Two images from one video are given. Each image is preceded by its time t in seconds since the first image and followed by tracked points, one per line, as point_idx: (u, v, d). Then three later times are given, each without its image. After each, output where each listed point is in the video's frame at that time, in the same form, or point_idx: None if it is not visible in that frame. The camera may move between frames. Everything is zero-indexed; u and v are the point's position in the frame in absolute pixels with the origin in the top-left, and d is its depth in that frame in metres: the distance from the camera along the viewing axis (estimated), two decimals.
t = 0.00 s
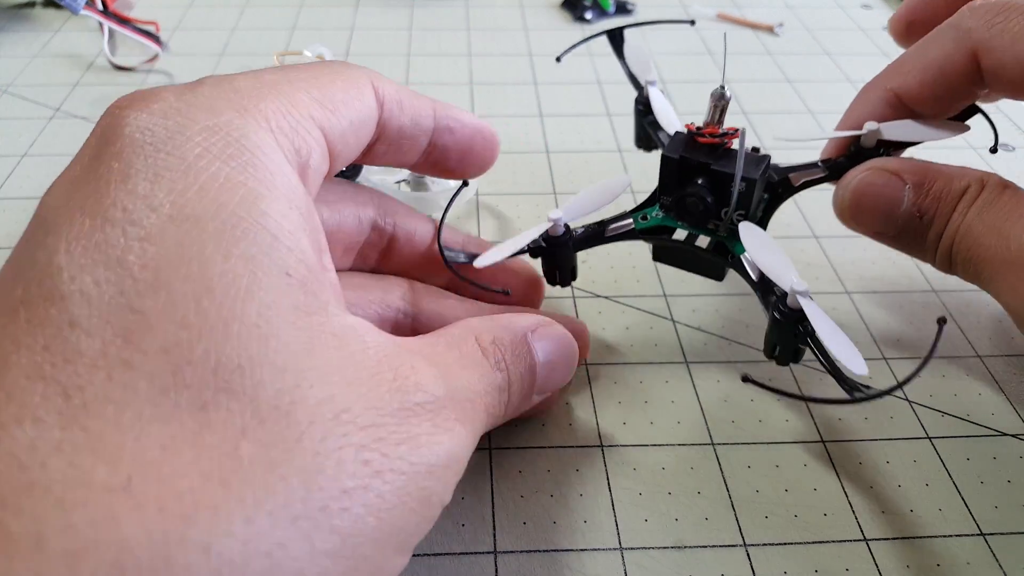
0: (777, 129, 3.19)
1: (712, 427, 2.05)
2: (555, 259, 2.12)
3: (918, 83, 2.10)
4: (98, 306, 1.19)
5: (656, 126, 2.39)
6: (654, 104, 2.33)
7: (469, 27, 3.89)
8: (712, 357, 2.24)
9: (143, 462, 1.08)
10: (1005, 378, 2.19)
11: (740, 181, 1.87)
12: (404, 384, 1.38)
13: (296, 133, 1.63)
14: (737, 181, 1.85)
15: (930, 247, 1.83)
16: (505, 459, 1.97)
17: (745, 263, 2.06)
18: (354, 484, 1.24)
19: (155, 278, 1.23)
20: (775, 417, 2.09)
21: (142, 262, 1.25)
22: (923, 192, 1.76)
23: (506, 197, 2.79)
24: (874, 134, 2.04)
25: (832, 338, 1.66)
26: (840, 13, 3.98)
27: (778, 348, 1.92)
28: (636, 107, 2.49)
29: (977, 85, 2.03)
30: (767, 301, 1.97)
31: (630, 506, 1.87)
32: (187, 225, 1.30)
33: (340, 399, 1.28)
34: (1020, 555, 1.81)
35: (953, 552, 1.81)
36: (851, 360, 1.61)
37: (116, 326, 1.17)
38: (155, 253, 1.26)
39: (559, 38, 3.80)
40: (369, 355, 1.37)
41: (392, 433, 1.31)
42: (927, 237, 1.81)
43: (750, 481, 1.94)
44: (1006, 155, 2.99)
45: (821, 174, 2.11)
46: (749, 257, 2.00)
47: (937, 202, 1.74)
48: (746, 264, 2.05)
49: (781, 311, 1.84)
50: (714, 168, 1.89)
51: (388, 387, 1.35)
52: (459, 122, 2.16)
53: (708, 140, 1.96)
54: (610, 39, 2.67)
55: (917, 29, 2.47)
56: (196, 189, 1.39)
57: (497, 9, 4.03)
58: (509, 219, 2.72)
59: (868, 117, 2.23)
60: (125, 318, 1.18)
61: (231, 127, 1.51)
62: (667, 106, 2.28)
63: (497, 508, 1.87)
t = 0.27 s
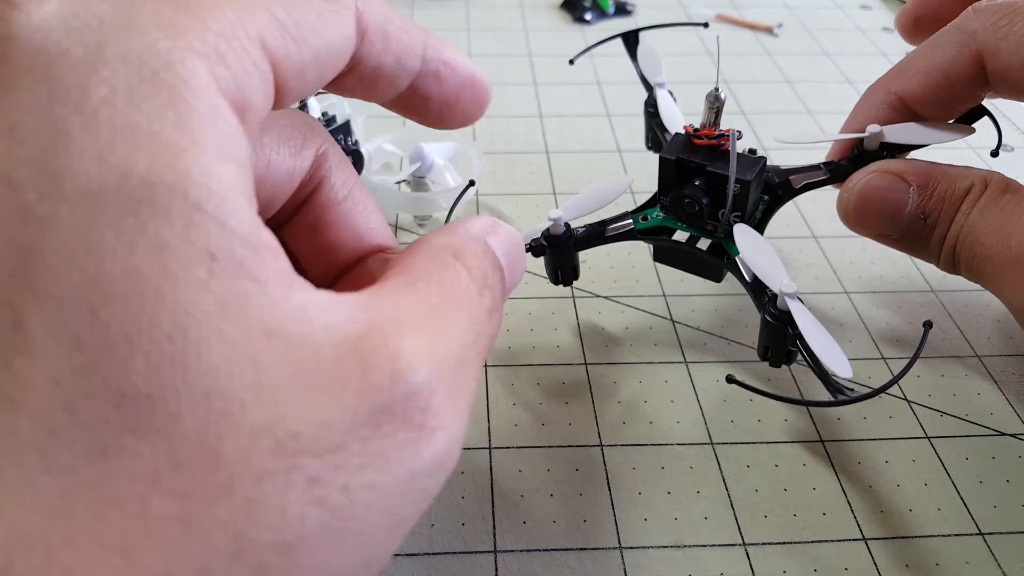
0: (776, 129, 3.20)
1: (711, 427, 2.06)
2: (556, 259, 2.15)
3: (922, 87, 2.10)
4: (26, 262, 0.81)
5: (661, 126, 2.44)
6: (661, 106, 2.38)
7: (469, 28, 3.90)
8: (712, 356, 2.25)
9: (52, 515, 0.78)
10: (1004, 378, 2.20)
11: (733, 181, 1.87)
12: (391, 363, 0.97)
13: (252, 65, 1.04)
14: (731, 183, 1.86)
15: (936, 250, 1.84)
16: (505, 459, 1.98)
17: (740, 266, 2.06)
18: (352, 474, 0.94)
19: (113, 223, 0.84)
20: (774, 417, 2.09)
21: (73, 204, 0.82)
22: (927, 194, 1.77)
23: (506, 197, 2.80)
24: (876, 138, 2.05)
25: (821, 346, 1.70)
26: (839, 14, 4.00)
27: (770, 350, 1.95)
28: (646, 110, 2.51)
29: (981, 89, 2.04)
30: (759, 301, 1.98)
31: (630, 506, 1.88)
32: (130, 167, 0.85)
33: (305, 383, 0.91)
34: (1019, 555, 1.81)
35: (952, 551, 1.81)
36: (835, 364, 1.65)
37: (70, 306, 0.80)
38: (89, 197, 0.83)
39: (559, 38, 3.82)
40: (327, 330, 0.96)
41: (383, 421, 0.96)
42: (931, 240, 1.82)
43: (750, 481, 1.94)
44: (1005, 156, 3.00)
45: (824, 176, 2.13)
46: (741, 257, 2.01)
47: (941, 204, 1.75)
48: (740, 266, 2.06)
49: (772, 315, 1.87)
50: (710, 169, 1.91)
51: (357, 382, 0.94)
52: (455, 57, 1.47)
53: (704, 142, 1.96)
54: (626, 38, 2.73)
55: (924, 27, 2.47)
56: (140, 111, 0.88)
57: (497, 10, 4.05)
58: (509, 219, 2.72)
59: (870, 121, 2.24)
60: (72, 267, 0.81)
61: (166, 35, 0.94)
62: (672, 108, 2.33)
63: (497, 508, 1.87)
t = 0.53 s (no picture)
0: (777, 129, 3.19)
1: (711, 427, 2.06)
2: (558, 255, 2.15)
3: (925, 90, 2.09)
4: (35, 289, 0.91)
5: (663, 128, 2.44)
6: (665, 107, 2.36)
7: (470, 27, 3.90)
8: (712, 356, 2.24)
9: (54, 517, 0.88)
10: (1005, 378, 2.20)
11: (733, 179, 1.87)
12: (384, 417, 1.01)
13: (285, 136, 1.18)
14: (732, 181, 1.86)
15: (936, 251, 1.83)
16: (504, 459, 1.97)
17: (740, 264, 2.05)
18: (336, 512, 0.99)
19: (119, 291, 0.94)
20: (774, 417, 2.09)
21: (82, 237, 0.93)
22: (928, 194, 1.77)
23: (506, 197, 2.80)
24: (878, 139, 2.05)
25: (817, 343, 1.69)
26: (840, 14, 4.00)
27: (769, 349, 1.94)
28: (650, 110, 2.49)
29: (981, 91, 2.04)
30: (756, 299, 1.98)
31: (630, 506, 1.87)
32: (135, 211, 0.96)
33: (296, 431, 0.98)
34: (1020, 555, 1.81)
35: (953, 551, 1.81)
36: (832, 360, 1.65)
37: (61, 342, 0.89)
38: (97, 235, 0.94)
39: (559, 38, 3.81)
40: (324, 377, 1.03)
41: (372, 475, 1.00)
42: (932, 241, 1.81)
43: (750, 481, 1.94)
44: (1006, 156, 3.00)
45: (825, 176, 2.12)
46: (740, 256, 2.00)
47: (942, 205, 1.74)
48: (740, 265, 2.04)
49: (770, 313, 1.87)
50: (711, 167, 1.91)
51: (347, 434, 1.00)
52: (565, 136, 1.58)
53: (706, 140, 1.96)
54: (629, 41, 2.73)
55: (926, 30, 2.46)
56: (153, 165, 1.00)
57: (498, 10, 4.05)
58: (509, 219, 2.72)
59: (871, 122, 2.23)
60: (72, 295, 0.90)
61: (204, 100, 1.07)
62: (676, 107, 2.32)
63: (496, 508, 1.87)
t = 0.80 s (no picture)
0: (777, 129, 3.18)
1: (712, 428, 2.05)
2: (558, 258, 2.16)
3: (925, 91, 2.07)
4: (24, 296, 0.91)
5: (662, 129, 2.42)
6: (665, 110, 2.37)
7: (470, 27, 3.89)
8: (712, 356, 2.23)
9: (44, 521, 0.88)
10: (1007, 378, 2.19)
11: (732, 183, 1.86)
12: (372, 406, 1.00)
13: (286, 161, 1.15)
14: (730, 184, 1.85)
15: (935, 253, 1.82)
16: (504, 460, 1.97)
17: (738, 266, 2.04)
18: (326, 502, 0.97)
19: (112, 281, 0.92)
20: (775, 417, 2.08)
21: (83, 234, 0.94)
22: (928, 196, 1.76)
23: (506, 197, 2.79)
24: (877, 141, 2.05)
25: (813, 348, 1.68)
26: (841, 13, 3.98)
27: (768, 353, 1.93)
28: (649, 112, 2.47)
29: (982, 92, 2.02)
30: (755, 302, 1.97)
31: (630, 507, 1.87)
32: (133, 212, 0.97)
33: (285, 422, 0.97)
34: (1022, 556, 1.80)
35: (954, 552, 1.80)
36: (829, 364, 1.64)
37: (61, 331, 0.89)
38: (95, 234, 0.95)
39: (559, 37, 3.80)
40: (316, 369, 1.02)
41: (359, 466, 0.98)
42: (932, 243, 1.80)
43: (751, 482, 1.93)
44: (1008, 155, 2.99)
45: (825, 179, 2.11)
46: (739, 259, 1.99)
47: (942, 207, 1.73)
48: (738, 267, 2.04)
49: (768, 317, 1.86)
50: (708, 171, 1.90)
51: (336, 425, 0.98)
52: (587, 174, 1.54)
53: (704, 143, 1.95)
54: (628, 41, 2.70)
55: (925, 33, 2.46)
56: (153, 173, 1.01)
57: (497, 9, 4.03)
58: (509, 219, 2.71)
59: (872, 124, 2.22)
60: (70, 291, 0.91)
61: (207, 117, 1.07)
62: (677, 113, 2.32)
63: (496, 508, 1.86)
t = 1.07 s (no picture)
0: (777, 128, 3.18)
1: (712, 428, 2.05)
2: (558, 258, 2.13)
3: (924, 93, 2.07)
4: None
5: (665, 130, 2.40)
6: (666, 112, 2.37)
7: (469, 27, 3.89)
8: (712, 356, 2.23)
9: None
10: (1007, 378, 2.18)
11: (732, 184, 1.85)
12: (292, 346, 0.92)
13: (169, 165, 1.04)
14: (730, 185, 1.85)
15: (935, 254, 1.82)
16: (504, 459, 1.96)
17: (737, 267, 2.05)
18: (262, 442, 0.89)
19: (9, 249, 0.84)
20: (775, 417, 2.08)
21: None
22: (927, 198, 1.76)
23: (506, 197, 2.79)
24: (876, 143, 2.06)
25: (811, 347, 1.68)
26: (841, 13, 3.98)
27: (767, 353, 1.94)
28: (651, 114, 2.49)
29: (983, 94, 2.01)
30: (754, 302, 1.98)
31: (630, 507, 1.87)
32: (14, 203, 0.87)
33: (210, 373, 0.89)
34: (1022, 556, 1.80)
35: (954, 552, 1.80)
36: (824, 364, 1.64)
37: None
38: None
39: (559, 37, 3.80)
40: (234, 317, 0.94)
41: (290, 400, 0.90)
42: (932, 243, 1.81)
43: (751, 481, 1.93)
44: (1008, 156, 2.99)
45: (824, 180, 2.12)
46: (739, 259, 1.99)
47: (941, 208, 1.73)
48: (738, 268, 2.05)
49: (766, 317, 1.86)
50: (708, 172, 1.89)
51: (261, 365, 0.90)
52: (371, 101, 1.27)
53: (704, 145, 1.94)
54: (632, 42, 2.71)
55: (924, 38, 2.46)
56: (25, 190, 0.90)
57: (497, 9, 4.04)
58: (509, 219, 2.71)
59: (871, 125, 2.22)
60: None
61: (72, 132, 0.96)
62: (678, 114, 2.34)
63: (496, 508, 1.86)
